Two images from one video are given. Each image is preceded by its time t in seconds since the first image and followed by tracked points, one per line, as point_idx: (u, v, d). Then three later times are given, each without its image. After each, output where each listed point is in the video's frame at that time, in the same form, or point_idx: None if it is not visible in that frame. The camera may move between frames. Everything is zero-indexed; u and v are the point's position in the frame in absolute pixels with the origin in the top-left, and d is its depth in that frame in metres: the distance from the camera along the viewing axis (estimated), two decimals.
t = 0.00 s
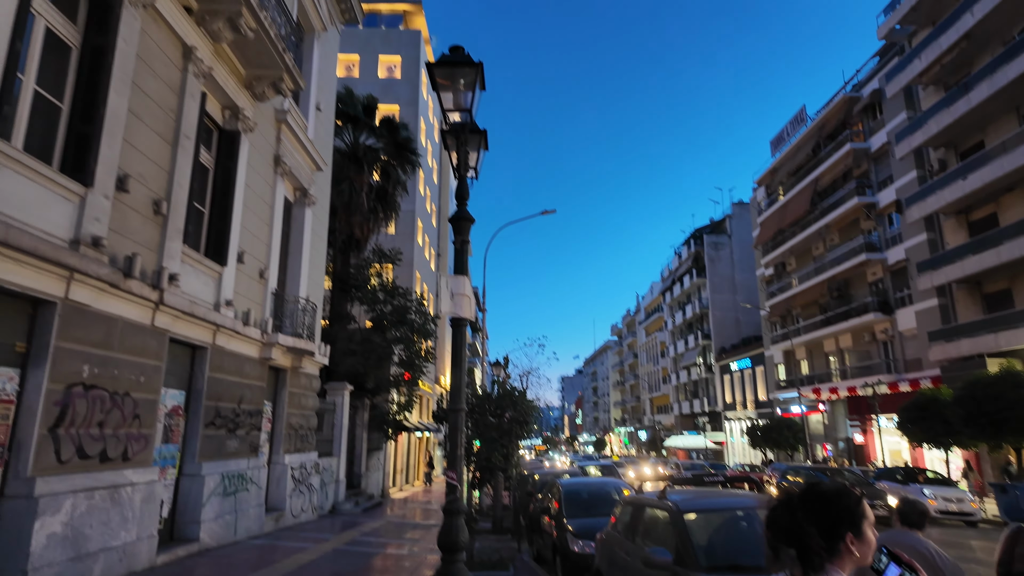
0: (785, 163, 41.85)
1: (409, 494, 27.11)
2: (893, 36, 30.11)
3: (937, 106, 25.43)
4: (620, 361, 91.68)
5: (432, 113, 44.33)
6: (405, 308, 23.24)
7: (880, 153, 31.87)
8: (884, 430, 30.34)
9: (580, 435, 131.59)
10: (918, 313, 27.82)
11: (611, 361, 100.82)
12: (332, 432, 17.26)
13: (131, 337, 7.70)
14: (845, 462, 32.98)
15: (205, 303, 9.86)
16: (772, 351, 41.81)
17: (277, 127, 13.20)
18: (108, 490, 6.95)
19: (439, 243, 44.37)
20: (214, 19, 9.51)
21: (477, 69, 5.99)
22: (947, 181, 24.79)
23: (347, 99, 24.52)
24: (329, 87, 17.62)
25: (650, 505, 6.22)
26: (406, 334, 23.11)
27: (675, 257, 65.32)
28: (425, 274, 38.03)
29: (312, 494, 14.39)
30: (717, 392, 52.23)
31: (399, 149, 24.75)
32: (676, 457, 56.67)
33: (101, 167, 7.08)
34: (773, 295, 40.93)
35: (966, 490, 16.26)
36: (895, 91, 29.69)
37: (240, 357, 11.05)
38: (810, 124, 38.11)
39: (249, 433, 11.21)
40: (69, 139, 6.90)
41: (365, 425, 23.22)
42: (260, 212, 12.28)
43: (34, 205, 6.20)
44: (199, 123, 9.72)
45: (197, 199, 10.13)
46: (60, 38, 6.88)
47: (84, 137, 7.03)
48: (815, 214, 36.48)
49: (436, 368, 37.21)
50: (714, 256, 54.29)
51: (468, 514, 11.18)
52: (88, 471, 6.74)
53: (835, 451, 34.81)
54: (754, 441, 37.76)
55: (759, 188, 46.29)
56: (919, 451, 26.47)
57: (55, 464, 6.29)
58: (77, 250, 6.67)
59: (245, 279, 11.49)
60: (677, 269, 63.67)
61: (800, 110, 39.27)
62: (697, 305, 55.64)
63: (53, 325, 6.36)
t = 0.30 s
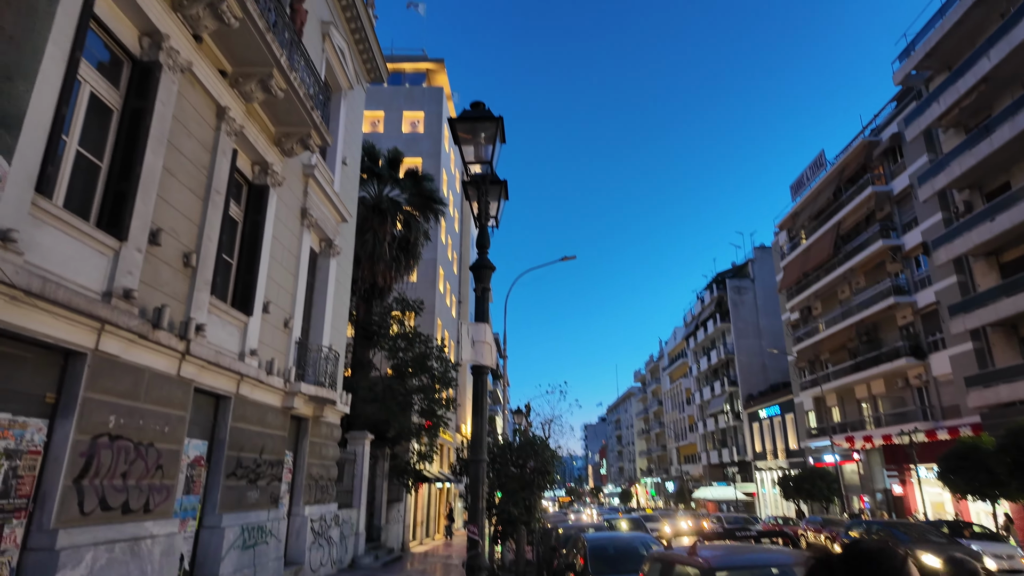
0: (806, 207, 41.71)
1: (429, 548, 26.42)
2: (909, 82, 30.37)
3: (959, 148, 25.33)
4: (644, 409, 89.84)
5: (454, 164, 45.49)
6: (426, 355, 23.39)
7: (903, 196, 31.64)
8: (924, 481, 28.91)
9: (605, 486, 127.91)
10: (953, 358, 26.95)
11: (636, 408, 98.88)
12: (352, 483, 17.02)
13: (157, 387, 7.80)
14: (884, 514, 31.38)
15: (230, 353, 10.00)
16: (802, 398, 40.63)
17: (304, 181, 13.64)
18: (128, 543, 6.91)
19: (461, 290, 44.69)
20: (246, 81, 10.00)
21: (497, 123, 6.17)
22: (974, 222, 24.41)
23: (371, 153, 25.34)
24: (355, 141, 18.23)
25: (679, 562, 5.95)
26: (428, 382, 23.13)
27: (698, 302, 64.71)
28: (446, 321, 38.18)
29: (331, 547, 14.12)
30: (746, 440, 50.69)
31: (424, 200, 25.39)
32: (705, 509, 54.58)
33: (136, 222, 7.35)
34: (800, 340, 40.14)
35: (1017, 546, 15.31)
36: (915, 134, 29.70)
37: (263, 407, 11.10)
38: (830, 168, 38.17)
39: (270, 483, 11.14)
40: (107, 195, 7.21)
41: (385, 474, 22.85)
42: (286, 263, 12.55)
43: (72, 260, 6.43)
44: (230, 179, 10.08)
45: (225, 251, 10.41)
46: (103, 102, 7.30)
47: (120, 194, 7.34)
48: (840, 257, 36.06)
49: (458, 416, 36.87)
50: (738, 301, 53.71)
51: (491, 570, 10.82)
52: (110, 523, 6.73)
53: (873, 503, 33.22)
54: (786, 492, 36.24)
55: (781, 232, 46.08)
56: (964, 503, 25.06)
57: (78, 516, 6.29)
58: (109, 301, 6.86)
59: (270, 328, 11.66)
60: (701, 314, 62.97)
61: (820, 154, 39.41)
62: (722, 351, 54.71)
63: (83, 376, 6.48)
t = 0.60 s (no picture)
0: (824, 235, 41.36)
1: None
2: (925, 109, 30.29)
3: (979, 174, 25.06)
4: (664, 441, 88.12)
5: (470, 198, 46.06)
6: (442, 388, 23.34)
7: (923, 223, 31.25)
8: (958, 516, 27.76)
9: (626, 521, 124.80)
10: (983, 387, 26.15)
11: (655, 441, 97.06)
12: (367, 517, 16.75)
13: (174, 420, 7.81)
14: (918, 551, 30.05)
15: (247, 385, 10.01)
16: (827, 429, 39.57)
17: (323, 215, 13.83)
18: None
19: (477, 321, 44.70)
20: (267, 119, 10.24)
21: (512, 152, 6.20)
22: (998, 248, 23.95)
23: (389, 188, 25.75)
24: (373, 176, 18.53)
25: None
26: (443, 415, 23.05)
27: (717, 332, 63.94)
28: (462, 352, 38.09)
29: None
30: (770, 473, 49.33)
31: (439, 233, 25.81)
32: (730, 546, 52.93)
33: (156, 257, 7.46)
34: (823, 370, 39.33)
35: None
36: (932, 161, 29.50)
37: (279, 440, 11.06)
38: (847, 196, 37.93)
39: (285, 518, 11.02)
40: (129, 230, 7.33)
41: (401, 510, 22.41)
42: (304, 296, 12.65)
43: (93, 294, 6.54)
44: (249, 213, 10.25)
45: (244, 284, 10.53)
46: (127, 140, 7.53)
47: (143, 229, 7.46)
48: (861, 285, 35.51)
49: (474, 449, 36.44)
50: (758, 330, 52.99)
51: None
52: (124, 559, 6.66)
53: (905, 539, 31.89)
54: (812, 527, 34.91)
55: (800, 261, 45.61)
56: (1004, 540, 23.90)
57: (92, 552, 6.23)
58: (128, 335, 6.93)
59: (287, 360, 11.70)
60: (720, 344, 62.12)
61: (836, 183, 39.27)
62: (743, 381, 53.74)
63: (101, 409, 6.51)
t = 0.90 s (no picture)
0: (838, 252, 40.94)
1: None
2: (938, 125, 30.09)
3: (997, 190, 24.73)
4: (679, 463, 86.66)
5: (481, 218, 46.29)
6: (454, 409, 23.14)
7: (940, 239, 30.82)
8: (987, 540, 26.83)
9: (641, 546, 122.38)
10: (1009, 407, 25.45)
11: (671, 463, 95.57)
12: (379, 541, 16.46)
13: (184, 440, 7.74)
14: None
15: (258, 406, 9.94)
16: (847, 450, 38.67)
17: (335, 235, 13.87)
18: None
19: (489, 341, 44.53)
20: (280, 140, 10.33)
21: (524, 165, 6.21)
22: (1019, 264, 23.50)
23: (401, 209, 25.91)
24: (385, 197, 18.64)
25: None
26: (455, 437, 22.80)
27: (731, 351, 63.21)
28: (474, 373, 37.91)
29: None
30: (789, 496, 48.22)
31: (450, 253, 25.83)
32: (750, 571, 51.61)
33: (169, 277, 7.48)
34: (841, 389, 38.61)
35: None
36: (948, 177, 29.17)
37: (290, 461, 10.95)
38: (862, 213, 37.60)
39: (295, 541, 10.85)
40: (143, 250, 7.36)
41: (413, 535, 21.82)
42: (316, 315, 12.64)
43: (106, 312, 6.55)
44: (262, 233, 10.29)
45: (256, 303, 10.54)
46: (142, 160, 7.61)
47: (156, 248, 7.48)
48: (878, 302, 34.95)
49: (486, 472, 36.02)
50: (773, 349, 52.29)
51: None
52: None
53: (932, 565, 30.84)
54: (834, 551, 33.34)
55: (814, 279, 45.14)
56: None
57: None
58: (139, 354, 6.92)
59: (298, 380, 11.64)
60: (735, 364, 61.35)
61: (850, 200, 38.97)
62: (759, 402, 52.88)
63: (111, 429, 6.47)
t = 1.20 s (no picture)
0: (849, 270, 40.59)
1: None
2: (948, 142, 29.92)
3: (1010, 206, 24.46)
4: (691, 486, 85.21)
5: (489, 239, 46.37)
6: (463, 430, 22.83)
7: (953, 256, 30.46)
8: (1011, 565, 25.97)
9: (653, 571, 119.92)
10: None
11: (683, 486, 93.98)
12: (385, 567, 16.11)
13: (189, 463, 7.60)
14: None
15: (264, 427, 9.80)
16: (863, 472, 37.83)
17: (344, 255, 13.84)
18: None
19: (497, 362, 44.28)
20: (289, 160, 10.33)
21: (535, 178, 6.06)
22: None
23: (408, 230, 25.96)
24: (393, 217, 18.64)
25: None
26: (464, 459, 22.44)
27: (742, 371, 62.47)
28: (483, 394, 37.59)
29: None
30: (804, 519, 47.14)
31: (458, 273, 25.77)
32: None
33: (176, 296, 7.41)
34: (855, 410, 37.95)
35: None
36: (959, 194, 28.92)
37: (296, 484, 10.76)
38: (872, 230, 37.33)
39: (300, 567, 10.60)
40: (150, 269, 7.32)
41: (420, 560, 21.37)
42: (323, 335, 12.54)
43: (112, 332, 6.47)
44: (270, 253, 10.25)
45: (264, 323, 10.47)
46: (151, 180, 7.61)
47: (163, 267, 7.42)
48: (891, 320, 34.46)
49: (495, 495, 35.49)
50: (785, 369, 51.62)
51: None
52: None
53: None
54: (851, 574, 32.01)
55: (826, 297, 44.68)
56: None
57: None
58: (144, 374, 6.82)
59: (306, 402, 11.51)
60: (746, 384, 60.60)
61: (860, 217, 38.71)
62: (772, 423, 52.02)
63: (114, 451, 6.35)
